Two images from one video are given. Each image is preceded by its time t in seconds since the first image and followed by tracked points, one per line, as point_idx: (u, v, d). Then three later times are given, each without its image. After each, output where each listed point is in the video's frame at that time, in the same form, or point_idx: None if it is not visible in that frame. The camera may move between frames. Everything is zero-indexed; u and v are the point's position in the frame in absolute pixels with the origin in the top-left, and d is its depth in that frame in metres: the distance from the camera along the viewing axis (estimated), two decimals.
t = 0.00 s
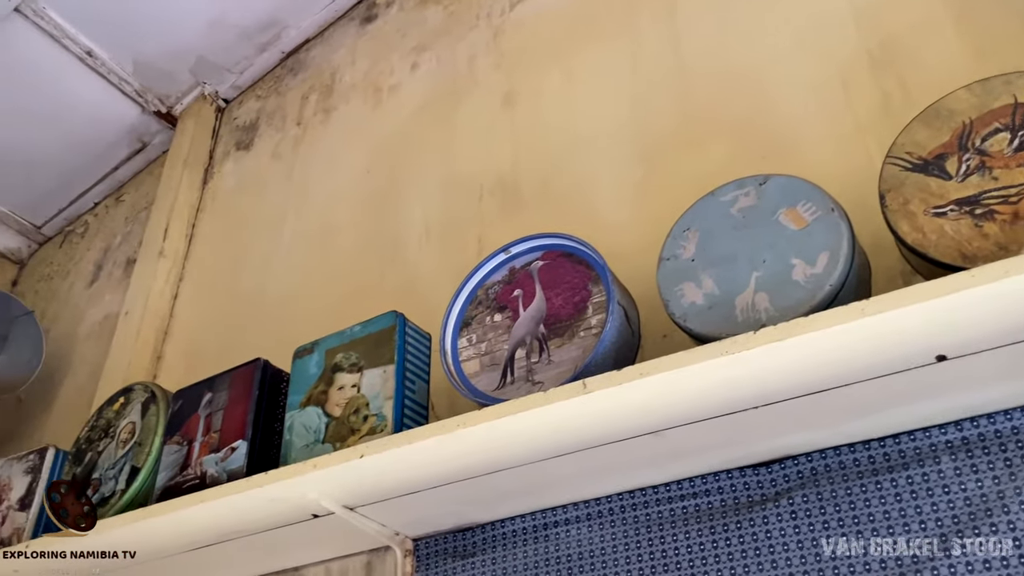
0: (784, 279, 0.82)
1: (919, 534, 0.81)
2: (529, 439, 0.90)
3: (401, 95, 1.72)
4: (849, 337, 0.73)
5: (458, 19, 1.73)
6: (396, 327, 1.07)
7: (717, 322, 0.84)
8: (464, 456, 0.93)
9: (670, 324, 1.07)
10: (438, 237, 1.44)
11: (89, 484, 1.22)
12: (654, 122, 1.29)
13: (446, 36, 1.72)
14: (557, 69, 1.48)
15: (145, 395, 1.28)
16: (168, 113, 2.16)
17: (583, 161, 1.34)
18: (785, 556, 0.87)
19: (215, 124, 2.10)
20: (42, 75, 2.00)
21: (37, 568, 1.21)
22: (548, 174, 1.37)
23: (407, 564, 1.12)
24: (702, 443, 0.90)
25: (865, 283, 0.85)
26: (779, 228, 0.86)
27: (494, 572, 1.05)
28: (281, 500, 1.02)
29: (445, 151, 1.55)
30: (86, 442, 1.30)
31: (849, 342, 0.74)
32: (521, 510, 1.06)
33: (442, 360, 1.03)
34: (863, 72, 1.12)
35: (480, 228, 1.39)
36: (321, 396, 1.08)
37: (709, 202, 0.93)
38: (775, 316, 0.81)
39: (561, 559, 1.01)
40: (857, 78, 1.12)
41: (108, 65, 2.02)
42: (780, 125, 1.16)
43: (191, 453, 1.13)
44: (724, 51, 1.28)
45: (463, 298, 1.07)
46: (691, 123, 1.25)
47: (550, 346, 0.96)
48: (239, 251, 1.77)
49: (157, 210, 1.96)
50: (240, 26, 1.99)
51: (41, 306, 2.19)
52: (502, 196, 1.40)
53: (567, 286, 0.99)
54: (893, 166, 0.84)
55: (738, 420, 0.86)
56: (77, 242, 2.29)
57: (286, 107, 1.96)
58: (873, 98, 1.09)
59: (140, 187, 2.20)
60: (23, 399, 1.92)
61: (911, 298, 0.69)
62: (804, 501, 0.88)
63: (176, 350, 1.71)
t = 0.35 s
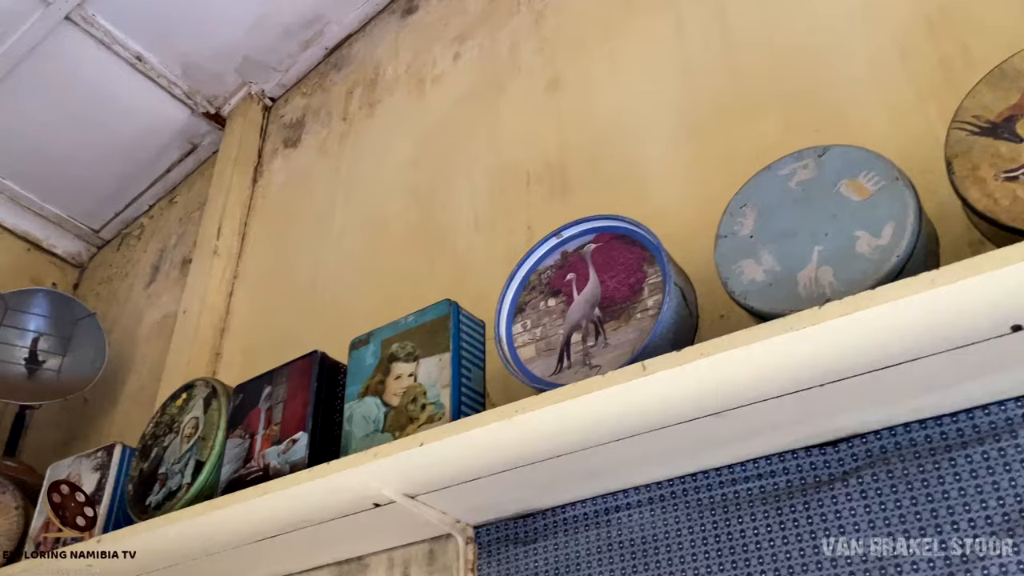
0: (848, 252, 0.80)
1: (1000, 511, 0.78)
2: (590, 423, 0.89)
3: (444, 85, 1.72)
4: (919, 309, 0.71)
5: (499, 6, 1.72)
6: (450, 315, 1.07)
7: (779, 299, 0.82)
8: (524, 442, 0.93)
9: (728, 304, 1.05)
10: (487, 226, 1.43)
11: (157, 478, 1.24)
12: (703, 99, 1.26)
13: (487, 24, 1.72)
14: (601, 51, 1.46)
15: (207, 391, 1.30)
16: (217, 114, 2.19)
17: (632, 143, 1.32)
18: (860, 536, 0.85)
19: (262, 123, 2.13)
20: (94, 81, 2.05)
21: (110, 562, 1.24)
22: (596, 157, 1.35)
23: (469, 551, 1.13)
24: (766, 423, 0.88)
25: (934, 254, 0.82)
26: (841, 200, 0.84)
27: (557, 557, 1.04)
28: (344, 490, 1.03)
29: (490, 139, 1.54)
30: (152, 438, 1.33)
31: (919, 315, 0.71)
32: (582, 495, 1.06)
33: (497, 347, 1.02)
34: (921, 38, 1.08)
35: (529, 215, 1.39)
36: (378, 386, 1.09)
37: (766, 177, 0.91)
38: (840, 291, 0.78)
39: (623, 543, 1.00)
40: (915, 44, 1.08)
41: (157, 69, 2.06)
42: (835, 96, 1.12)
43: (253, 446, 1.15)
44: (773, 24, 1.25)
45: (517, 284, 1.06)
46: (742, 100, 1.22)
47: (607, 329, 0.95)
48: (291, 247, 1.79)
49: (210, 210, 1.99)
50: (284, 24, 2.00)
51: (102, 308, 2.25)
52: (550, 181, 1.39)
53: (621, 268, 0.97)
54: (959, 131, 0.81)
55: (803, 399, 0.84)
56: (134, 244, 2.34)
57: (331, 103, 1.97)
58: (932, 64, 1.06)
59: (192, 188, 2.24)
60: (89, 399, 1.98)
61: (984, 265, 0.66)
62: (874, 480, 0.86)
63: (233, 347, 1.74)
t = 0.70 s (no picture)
0: (913, 219, 0.77)
1: None
2: (649, 403, 0.88)
3: (488, 72, 1.71)
4: (992, 276, 0.68)
5: None
6: (502, 300, 1.06)
7: (842, 271, 0.80)
8: (582, 425, 0.92)
9: (786, 280, 1.02)
10: (535, 211, 1.42)
11: (220, 470, 1.27)
12: (753, 73, 1.23)
13: (529, 8, 1.70)
14: (646, 29, 1.44)
15: (265, 383, 1.32)
16: (263, 112, 2.21)
17: (680, 121, 1.29)
18: (912, 518, 0.83)
19: (309, 119, 2.15)
20: (145, 84, 2.09)
21: (177, 553, 1.27)
22: (644, 137, 1.33)
23: (529, 536, 1.13)
24: (831, 399, 0.86)
25: (1004, 219, 0.78)
26: (904, 166, 0.81)
27: (618, 541, 1.03)
28: (403, 477, 1.04)
29: (536, 124, 1.53)
30: (214, 431, 1.35)
31: (991, 282, 0.69)
32: (641, 479, 1.04)
33: (551, 330, 1.01)
34: None
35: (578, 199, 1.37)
36: (433, 372, 1.09)
37: (823, 146, 0.89)
38: (906, 260, 0.76)
39: (686, 525, 0.98)
40: (976, 5, 1.04)
41: (205, 70, 2.09)
42: (892, 63, 1.09)
43: (312, 436, 1.16)
44: None
45: (569, 267, 1.05)
46: (793, 71, 1.19)
47: (662, 308, 0.93)
48: (341, 241, 1.81)
49: (261, 208, 2.02)
50: (326, 20, 2.02)
51: (161, 307, 2.30)
52: (598, 164, 1.38)
53: (675, 246, 0.95)
54: None
55: (869, 373, 0.82)
56: (188, 243, 2.39)
57: (376, 95, 1.98)
58: (995, 24, 1.01)
59: (243, 187, 2.27)
60: (151, 396, 2.02)
61: None
62: (946, 455, 0.83)
63: (289, 341, 1.76)
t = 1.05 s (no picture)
0: (986, 175, 0.73)
1: None
2: (709, 378, 0.85)
3: (530, 53, 1.69)
4: None
5: None
6: (554, 280, 1.04)
7: (911, 233, 0.76)
8: (640, 403, 0.90)
9: (849, 249, 0.98)
10: (584, 191, 1.40)
11: (278, 460, 1.27)
12: (805, 37, 1.19)
13: None
14: None
15: (319, 372, 1.32)
16: (308, 106, 2.22)
17: (730, 91, 1.25)
18: (980, 492, 0.80)
19: (352, 111, 2.15)
20: (191, 84, 2.12)
21: (240, 543, 1.29)
22: (693, 109, 1.29)
23: (589, 519, 1.11)
24: (903, 368, 0.82)
25: None
26: (974, 120, 0.77)
27: (680, 522, 1.01)
28: (459, 461, 1.03)
29: (581, 103, 1.50)
30: (270, 421, 1.36)
31: None
32: (703, 458, 1.02)
33: (605, 307, 0.99)
34: None
35: (626, 176, 1.34)
36: (486, 355, 1.07)
37: (886, 104, 0.85)
38: (980, 218, 0.72)
39: (751, 504, 0.96)
40: None
41: (249, 66, 2.11)
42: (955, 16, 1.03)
43: (368, 423, 1.16)
44: None
45: (621, 242, 1.03)
46: (848, 32, 1.14)
47: (720, 281, 0.90)
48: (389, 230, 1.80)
49: (309, 201, 2.03)
50: (366, 10, 2.01)
51: (215, 304, 2.33)
52: (646, 140, 1.34)
53: (731, 216, 0.92)
54: None
55: (943, 339, 0.78)
56: (240, 240, 2.41)
57: (418, 84, 1.97)
58: None
59: (291, 182, 2.29)
60: (210, 391, 2.06)
61: None
62: None
63: (341, 332, 1.77)
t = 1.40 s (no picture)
0: None
1: None
2: (771, 347, 0.81)
3: (571, 30, 1.65)
4: None
5: None
6: (602, 254, 1.01)
7: (983, 183, 0.71)
8: (697, 376, 0.86)
9: (913, 211, 0.92)
10: (630, 165, 1.35)
11: (331, 447, 1.27)
12: None
13: None
14: None
15: (369, 358, 1.31)
16: (350, 97, 2.22)
17: (780, 51, 1.20)
18: None
19: (394, 99, 2.14)
20: (234, 79, 2.14)
21: (298, 531, 1.29)
22: (742, 74, 1.24)
23: (647, 500, 1.07)
24: (979, 330, 0.77)
25: None
26: None
27: (743, 500, 0.97)
28: (512, 442, 1.00)
29: (626, 76, 1.46)
30: (323, 409, 1.36)
31: None
32: (764, 433, 0.97)
33: (657, 279, 0.96)
34: None
35: (673, 148, 1.29)
36: (536, 334, 1.05)
37: (951, 50, 0.79)
38: None
39: (817, 480, 0.91)
40: None
41: (291, 59, 2.12)
42: None
43: (419, 407, 1.14)
44: None
45: (672, 211, 0.99)
46: None
47: (777, 246, 0.86)
48: (435, 217, 1.79)
49: (354, 191, 2.02)
50: None
51: (267, 298, 2.35)
52: (694, 109, 1.29)
53: (788, 178, 0.88)
54: None
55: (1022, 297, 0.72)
56: (288, 233, 2.43)
57: (459, 68, 1.95)
58: None
59: (336, 173, 2.29)
60: (264, 383, 2.07)
61: None
62: None
63: (390, 320, 1.76)
